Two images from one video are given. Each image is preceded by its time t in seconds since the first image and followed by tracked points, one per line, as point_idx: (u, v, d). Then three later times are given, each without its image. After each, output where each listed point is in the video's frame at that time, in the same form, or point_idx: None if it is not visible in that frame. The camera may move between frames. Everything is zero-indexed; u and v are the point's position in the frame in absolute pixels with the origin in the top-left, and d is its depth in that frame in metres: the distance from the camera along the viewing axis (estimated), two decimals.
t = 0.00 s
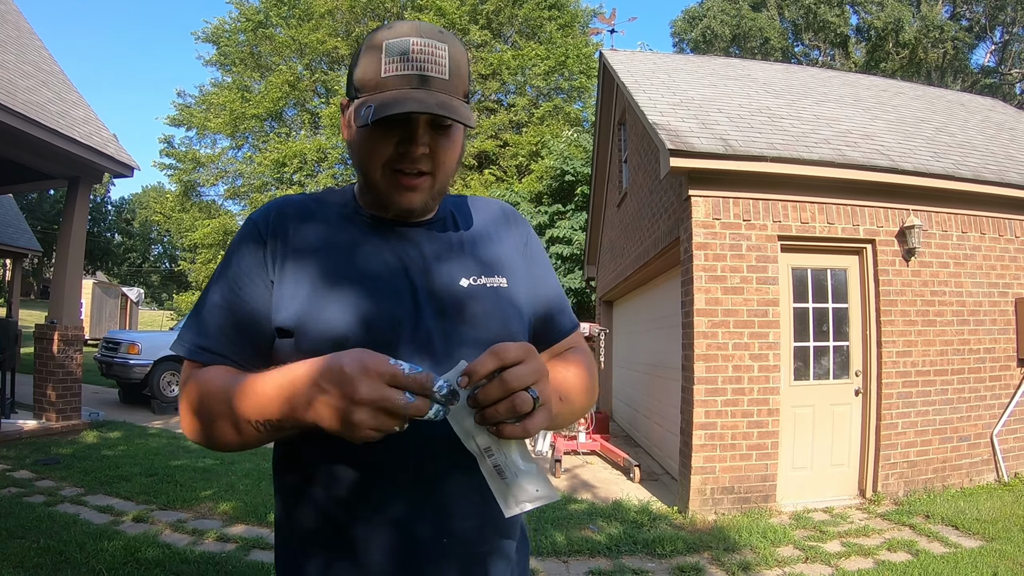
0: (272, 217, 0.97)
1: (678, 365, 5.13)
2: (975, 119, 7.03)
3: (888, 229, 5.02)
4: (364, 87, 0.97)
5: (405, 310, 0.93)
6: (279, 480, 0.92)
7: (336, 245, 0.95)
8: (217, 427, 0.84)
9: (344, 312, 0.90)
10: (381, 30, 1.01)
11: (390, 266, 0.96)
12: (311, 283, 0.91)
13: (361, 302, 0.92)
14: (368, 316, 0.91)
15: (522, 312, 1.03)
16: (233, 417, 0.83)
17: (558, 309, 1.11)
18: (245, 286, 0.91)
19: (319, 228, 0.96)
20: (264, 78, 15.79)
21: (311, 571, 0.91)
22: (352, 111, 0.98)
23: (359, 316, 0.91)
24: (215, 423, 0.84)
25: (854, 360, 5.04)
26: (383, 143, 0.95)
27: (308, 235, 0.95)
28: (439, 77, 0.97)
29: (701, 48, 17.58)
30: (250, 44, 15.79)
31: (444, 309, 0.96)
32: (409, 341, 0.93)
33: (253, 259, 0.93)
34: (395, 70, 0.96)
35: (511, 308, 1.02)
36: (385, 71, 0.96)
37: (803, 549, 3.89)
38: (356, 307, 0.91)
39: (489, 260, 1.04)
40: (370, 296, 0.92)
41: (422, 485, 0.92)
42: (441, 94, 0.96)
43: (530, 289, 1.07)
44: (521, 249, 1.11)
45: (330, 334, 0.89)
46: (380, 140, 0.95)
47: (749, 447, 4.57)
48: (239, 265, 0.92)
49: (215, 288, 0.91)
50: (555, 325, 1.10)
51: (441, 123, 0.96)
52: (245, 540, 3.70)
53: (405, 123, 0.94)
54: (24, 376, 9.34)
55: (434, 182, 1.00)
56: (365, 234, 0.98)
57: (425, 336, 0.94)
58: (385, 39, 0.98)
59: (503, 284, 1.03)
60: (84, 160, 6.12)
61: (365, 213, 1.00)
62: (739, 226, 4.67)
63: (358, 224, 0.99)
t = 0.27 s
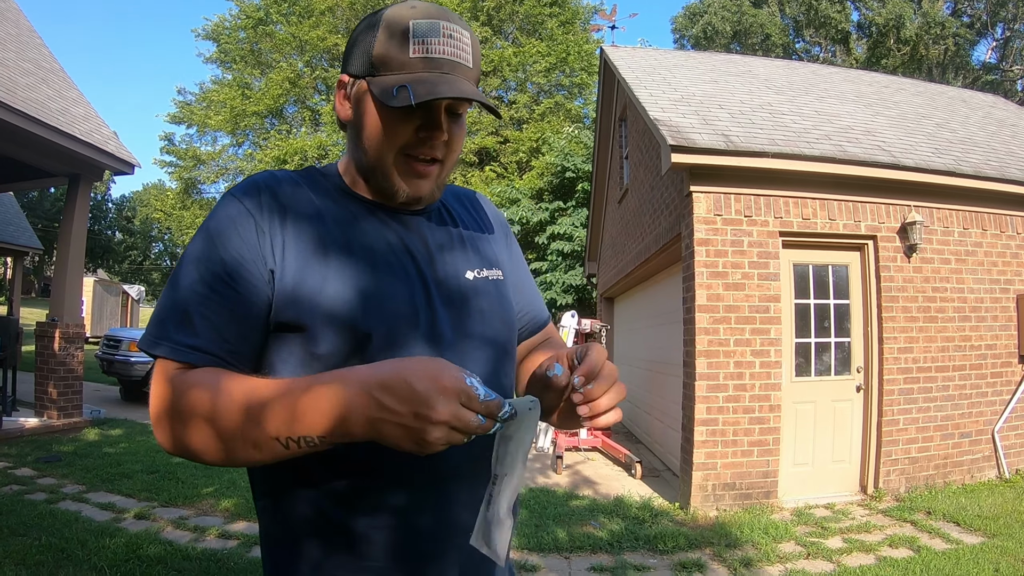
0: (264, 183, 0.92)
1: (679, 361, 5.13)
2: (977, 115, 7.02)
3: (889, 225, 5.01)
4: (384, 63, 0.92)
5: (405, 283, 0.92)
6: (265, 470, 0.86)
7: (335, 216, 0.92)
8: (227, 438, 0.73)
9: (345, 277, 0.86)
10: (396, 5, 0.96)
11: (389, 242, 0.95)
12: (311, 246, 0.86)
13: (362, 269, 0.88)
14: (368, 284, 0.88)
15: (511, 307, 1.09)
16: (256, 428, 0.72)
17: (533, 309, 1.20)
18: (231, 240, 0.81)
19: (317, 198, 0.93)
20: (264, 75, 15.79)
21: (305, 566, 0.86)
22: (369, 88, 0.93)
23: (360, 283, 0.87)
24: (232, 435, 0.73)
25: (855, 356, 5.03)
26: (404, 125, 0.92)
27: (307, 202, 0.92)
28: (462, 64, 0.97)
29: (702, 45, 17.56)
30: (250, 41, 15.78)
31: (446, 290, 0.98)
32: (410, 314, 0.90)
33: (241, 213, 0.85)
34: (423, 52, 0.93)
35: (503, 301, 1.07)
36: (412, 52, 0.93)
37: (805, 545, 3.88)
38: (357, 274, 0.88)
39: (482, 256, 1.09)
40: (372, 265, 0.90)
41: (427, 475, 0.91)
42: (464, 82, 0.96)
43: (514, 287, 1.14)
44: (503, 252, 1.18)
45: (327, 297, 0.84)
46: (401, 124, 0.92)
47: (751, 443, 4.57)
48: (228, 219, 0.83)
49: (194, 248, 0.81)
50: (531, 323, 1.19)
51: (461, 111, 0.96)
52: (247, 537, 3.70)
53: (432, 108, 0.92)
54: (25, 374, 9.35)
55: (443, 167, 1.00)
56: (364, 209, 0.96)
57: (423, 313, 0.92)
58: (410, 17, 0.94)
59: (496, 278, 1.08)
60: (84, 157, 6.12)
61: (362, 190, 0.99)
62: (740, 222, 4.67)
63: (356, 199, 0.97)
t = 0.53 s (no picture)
0: (259, 169, 0.92)
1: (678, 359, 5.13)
2: (977, 115, 7.02)
3: (889, 225, 5.01)
4: (395, 56, 0.92)
5: (403, 269, 0.92)
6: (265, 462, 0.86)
7: (333, 203, 0.92)
8: (249, 439, 0.73)
9: (345, 262, 0.86)
10: None
11: (387, 229, 0.95)
12: (311, 232, 0.86)
13: (361, 255, 0.88)
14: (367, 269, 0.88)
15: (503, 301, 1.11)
16: (284, 431, 0.74)
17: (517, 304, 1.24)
18: (232, 226, 0.81)
19: (314, 185, 0.94)
20: (264, 72, 15.79)
21: (299, 558, 0.87)
22: (378, 80, 0.91)
23: (359, 268, 0.87)
24: (256, 437, 0.73)
25: (854, 356, 5.04)
26: (412, 123, 0.92)
27: (305, 188, 0.92)
28: (472, 63, 0.99)
29: (702, 43, 17.56)
30: (250, 38, 15.79)
31: (443, 281, 0.99)
32: (409, 302, 0.90)
33: (239, 199, 0.84)
34: (437, 48, 0.94)
35: (495, 294, 1.09)
36: (427, 47, 0.93)
37: (802, 544, 3.89)
38: (356, 259, 0.88)
39: (475, 251, 1.12)
40: (371, 250, 0.90)
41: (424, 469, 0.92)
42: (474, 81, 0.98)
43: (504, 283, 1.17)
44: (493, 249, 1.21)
45: (327, 283, 0.84)
46: (410, 119, 0.92)
47: (749, 442, 4.57)
48: (225, 207, 0.83)
49: (193, 236, 0.81)
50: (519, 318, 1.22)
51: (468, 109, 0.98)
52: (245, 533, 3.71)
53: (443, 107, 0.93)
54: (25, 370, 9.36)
55: (445, 164, 1.01)
56: (360, 197, 0.97)
57: (423, 302, 0.93)
58: (424, 11, 0.94)
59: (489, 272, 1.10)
60: (84, 154, 6.12)
61: (358, 178, 0.99)
62: (739, 221, 4.67)
63: (352, 187, 0.98)
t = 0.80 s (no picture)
0: (248, 168, 0.93)
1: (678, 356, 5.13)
2: (977, 111, 7.01)
3: (888, 221, 5.01)
4: (384, 54, 0.92)
5: (391, 264, 0.93)
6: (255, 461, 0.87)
7: (322, 199, 0.93)
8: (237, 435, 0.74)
9: (332, 258, 0.86)
10: None
11: (376, 224, 0.96)
12: (299, 228, 0.87)
13: (349, 250, 0.89)
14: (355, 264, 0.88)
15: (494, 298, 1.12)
16: (273, 432, 0.74)
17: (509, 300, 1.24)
18: (221, 222, 0.82)
19: (303, 181, 0.94)
20: (264, 70, 15.78)
21: (290, 554, 0.87)
22: (367, 79, 0.92)
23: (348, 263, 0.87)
24: (247, 436, 0.74)
25: (853, 352, 5.05)
26: (400, 122, 0.93)
27: (293, 185, 0.92)
28: (462, 60, 0.98)
29: (702, 40, 17.53)
30: (250, 36, 15.78)
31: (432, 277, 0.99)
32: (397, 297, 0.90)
33: (229, 196, 0.85)
34: (425, 45, 0.94)
35: (484, 289, 1.10)
36: (416, 44, 0.93)
37: (801, 540, 3.90)
38: (344, 254, 0.88)
39: (466, 248, 1.12)
40: (359, 246, 0.90)
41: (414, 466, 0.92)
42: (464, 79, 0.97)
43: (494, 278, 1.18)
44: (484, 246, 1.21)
45: (314, 277, 0.85)
46: (398, 118, 0.92)
47: (749, 438, 4.58)
48: (214, 203, 0.84)
49: (182, 233, 0.82)
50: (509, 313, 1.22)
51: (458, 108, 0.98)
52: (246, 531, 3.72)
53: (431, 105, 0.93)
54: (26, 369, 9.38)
55: (433, 163, 1.02)
56: (350, 194, 0.97)
57: (411, 298, 0.93)
58: (413, 7, 0.94)
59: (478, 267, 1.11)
60: (84, 153, 6.13)
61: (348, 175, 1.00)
62: (738, 218, 4.67)
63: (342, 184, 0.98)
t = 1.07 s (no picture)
0: (242, 165, 0.92)
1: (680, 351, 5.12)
2: (978, 103, 6.99)
3: (889, 214, 5.00)
4: (367, 46, 0.91)
5: (383, 257, 0.92)
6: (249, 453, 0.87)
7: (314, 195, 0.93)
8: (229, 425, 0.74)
9: (325, 251, 0.86)
10: None
11: (368, 219, 0.95)
12: (290, 221, 0.86)
13: (339, 243, 0.88)
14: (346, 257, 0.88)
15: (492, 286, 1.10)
16: (258, 420, 0.74)
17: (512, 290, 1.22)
18: (215, 220, 0.82)
19: (298, 178, 0.94)
20: (264, 69, 15.79)
21: (288, 549, 0.87)
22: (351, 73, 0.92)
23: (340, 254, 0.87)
24: (239, 427, 0.74)
25: (856, 345, 5.04)
26: (384, 114, 0.91)
27: (285, 180, 0.92)
28: (447, 50, 0.96)
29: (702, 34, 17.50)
30: (249, 35, 15.79)
31: (424, 264, 0.98)
32: (390, 285, 0.90)
33: (221, 192, 0.85)
34: (406, 36, 0.93)
35: (481, 276, 1.08)
36: (398, 34, 0.92)
37: (805, 534, 3.90)
38: (336, 246, 0.87)
39: (464, 240, 1.11)
40: (351, 239, 0.90)
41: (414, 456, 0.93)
42: (450, 69, 0.96)
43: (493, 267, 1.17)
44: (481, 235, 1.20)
45: (304, 270, 0.84)
46: (382, 111, 0.91)
47: (752, 432, 4.58)
48: (208, 201, 0.84)
49: (177, 230, 0.82)
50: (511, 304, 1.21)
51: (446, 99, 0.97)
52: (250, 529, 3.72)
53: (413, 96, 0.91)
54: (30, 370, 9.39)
55: (424, 157, 1.00)
56: (344, 187, 0.97)
57: (403, 290, 0.93)
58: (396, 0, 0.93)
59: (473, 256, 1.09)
60: (84, 154, 6.12)
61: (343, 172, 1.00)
62: (739, 211, 4.67)
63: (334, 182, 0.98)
